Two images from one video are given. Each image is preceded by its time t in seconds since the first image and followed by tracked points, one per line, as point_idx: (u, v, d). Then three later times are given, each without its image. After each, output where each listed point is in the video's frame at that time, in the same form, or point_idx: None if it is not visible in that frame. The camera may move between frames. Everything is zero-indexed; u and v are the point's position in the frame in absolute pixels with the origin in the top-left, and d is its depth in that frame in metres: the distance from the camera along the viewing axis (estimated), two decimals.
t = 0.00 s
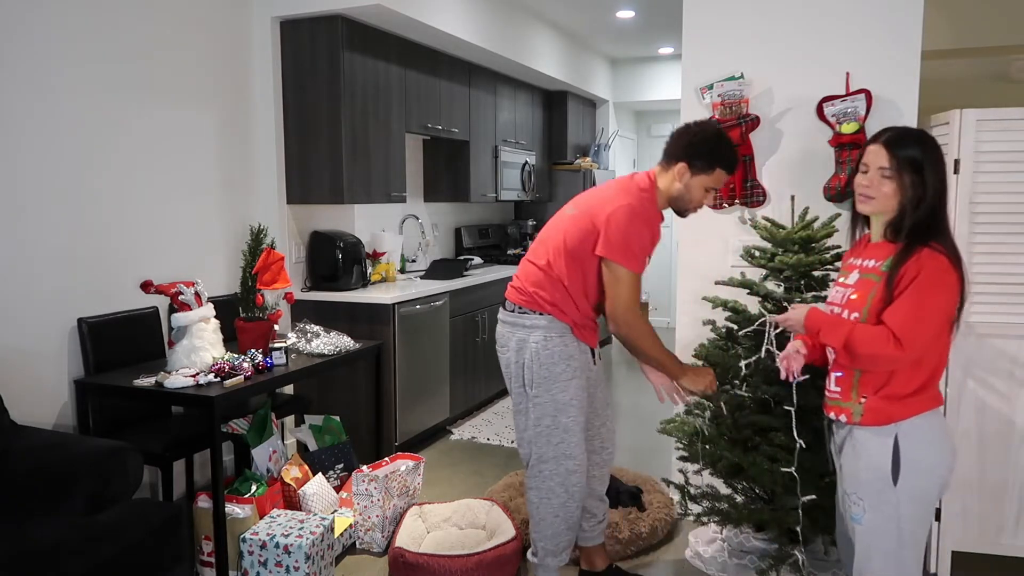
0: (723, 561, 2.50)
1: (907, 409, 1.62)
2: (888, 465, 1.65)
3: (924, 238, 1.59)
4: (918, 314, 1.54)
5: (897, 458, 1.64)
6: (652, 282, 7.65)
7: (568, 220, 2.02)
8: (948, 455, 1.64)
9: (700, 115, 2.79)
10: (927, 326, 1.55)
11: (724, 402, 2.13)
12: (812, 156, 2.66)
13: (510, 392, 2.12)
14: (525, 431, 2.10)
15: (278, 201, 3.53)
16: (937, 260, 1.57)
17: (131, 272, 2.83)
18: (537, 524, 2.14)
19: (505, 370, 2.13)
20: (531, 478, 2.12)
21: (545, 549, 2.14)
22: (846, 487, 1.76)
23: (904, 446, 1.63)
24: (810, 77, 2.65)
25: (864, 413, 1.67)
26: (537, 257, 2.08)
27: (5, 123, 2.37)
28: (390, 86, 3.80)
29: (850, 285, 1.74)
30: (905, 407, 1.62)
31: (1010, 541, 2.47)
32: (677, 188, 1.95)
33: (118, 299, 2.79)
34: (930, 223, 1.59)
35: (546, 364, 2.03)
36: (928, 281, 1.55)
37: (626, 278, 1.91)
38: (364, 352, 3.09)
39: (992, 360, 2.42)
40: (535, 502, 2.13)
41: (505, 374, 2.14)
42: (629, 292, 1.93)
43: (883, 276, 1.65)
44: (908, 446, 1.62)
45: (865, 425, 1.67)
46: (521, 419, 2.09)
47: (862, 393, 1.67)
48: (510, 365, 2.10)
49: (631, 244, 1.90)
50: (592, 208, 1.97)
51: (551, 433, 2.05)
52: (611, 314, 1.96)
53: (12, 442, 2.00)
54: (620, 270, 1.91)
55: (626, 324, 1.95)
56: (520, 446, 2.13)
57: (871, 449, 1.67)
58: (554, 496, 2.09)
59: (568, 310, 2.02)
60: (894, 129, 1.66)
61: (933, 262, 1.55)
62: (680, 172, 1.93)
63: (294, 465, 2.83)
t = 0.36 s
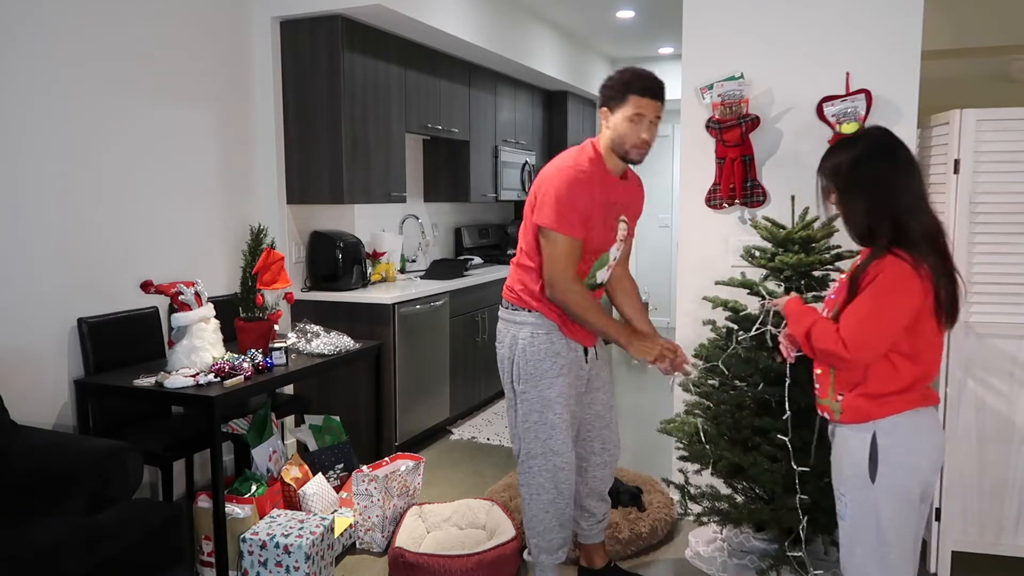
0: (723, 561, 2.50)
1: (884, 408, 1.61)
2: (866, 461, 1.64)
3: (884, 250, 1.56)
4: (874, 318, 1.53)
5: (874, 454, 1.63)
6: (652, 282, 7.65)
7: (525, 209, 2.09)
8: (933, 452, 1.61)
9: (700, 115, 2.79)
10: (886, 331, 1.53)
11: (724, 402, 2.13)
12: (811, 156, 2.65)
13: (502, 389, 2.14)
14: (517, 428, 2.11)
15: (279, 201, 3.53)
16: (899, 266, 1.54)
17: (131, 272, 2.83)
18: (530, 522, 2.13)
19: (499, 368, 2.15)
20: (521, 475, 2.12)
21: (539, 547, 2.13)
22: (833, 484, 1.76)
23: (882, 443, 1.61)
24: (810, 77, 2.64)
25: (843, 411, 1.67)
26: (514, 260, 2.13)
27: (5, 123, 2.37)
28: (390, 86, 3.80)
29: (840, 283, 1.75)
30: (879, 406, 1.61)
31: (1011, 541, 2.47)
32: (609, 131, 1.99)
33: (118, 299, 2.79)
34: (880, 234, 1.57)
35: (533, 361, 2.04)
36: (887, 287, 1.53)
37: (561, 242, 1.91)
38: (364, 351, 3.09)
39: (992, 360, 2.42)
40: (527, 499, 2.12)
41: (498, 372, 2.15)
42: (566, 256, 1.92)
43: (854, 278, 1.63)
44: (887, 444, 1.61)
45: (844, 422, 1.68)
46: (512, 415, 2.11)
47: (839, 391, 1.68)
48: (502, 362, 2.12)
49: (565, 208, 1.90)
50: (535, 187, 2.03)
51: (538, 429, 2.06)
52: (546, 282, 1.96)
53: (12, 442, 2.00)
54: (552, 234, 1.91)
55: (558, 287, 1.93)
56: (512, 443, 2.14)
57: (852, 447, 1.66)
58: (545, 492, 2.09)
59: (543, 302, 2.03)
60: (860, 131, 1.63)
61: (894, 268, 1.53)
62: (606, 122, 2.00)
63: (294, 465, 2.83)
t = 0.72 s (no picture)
0: (723, 561, 2.50)
1: (866, 407, 1.60)
2: (849, 460, 1.64)
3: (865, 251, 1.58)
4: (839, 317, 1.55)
5: (856, 453, 1.63)
6: (652, 282, 7.65)
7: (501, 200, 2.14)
8: (920, 456, 1.57)
9: (701, 115, 2.79)
10: (854, 333, 1.53)
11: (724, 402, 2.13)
12: (811, 155, 2.66)
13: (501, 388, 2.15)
14: (516, 427, 2.11)
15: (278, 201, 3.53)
16: (867, 267, 1.54)
17: (131, 272, 2.83)
18: (525, 521, 2.14)
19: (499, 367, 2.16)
20: (519, 474, 2.12)
21: (535, 546, 2.13)
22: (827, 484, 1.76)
23: (864, 442, 1.61)
24: (810, 76, 2.64)
25: (830, 409, 1.68)
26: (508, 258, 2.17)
27: (6, 123, 2.37)
28: (389, 86, 3.80)
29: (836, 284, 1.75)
30: (859, 405, 1.61)
31: (1011, 541, 2.47)
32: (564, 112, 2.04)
33: (118, 299, 2.79)
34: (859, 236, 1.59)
35: (533, 361, 2.05)
36: (854, 289, 1.53)
37: (506, 220, 1.94)
38: (364, 351, 3.09)
39: (992, 360, 2.42)
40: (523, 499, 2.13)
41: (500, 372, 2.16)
42: (512, 233, 1.95)
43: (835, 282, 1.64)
44: (868, 443, 1.60)
45: (832, 421, 1.68)
46: (511, 415, 2.12)
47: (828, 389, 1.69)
48: (503, 361, 2.13)
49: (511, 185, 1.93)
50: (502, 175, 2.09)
51: (536, 428, 2.06)
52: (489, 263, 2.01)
53: (12, 443, 2.01)
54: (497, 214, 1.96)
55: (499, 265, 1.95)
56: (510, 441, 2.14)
57: (838, 444, 1.67)
58: (541, 492, 2.09)
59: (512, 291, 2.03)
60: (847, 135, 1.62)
61: (861, 270, 1.54)
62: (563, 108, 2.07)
63: (295, 465, 2.83)
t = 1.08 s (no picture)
0: (723, 561, 2.50)
1: (873, 408, 1.59)
2: (854, 460, 1.64)
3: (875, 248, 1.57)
4: (857, 318, 1.54)
5: (862, 453, 1.62)
6: (652, 282, 7.65)
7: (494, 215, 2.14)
8: (924, 457, 1.57)
9: (700, 115, 2.79)
10: (869, 334, 1.52)
11: (724, 402, 2.13)
12: (811, 155, 2.66)
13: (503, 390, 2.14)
14: (517, 430, 2.10)
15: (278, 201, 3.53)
16: (883, 266, 1.54)
17: (131, 272, 2.83)
18: (526, 524, 2.13)
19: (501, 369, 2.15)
20: (520, 476, 2.12)
21: (535, 549, 2.13)
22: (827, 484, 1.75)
23: (870, 442, 1.60)
24: (810, 76, 2.64)
25: (834, 410, 1.68)
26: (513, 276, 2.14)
27: (6, 123, 2.37)
28: (389, 86, 3.80)
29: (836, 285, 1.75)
30: (866, 406, 1.60)
31: (1011, 541, 2.47)
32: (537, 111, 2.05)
33: (118, 299, 2.79)
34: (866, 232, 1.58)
35: (537, 365, 2.04)
36: (870, 289, 1.53)
37: (519, 232, 1.93)
38: (364, 351, 3.09)
39: (992, 360, 2.42)
40: (524, 502, 2.12)
41: (502, 374, 2.15)
42: (529, 243, 1.94)
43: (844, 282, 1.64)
44: (874, 443, 1.60)
45: (836, 421, 1.67)
46: (513, 418, 2.10)
47: (831, 390, 1.68)
48: (506, 363, 2.12)
49: (517, 198, 1.92)
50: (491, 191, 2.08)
51: (539, 432, 2.06)
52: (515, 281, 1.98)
53: (12, 443, 2.00)
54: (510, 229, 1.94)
55: (529, 280, 1.93)
56: (511, 444, 2.14)
57: (842, 445, 1.66)
58: (542, 495, 2.09)
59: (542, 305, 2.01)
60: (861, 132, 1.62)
61: (876, 269, 1.53)
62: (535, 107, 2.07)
63: (295, 465, 2.83)
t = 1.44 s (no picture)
0: (723, 561, 2.50)
1: (896, 410, 1.62)
2: (876, 465, 1.65)
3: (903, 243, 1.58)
4: (899, 320, 1.54)
5: (884, 457, 1.64)
6: (652, 282, 7.65)
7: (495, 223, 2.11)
8: (939, 456, 1.63)
9: (700, 115, 2.79)
10: (909, 333, 1.54)
11: (724, 402, 2.13)
12: (811, 156, 2.66)
13: (516, 391, 2.12)
14: (528, 431, 2.09)
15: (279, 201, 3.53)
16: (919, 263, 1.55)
17: (131, 272, 2.83)
18: (532, 524, 2.13)
19: (514, 369, 2.12)
20: (530, 477, 2.12)
21: (540, 548, 2.13)
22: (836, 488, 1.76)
23: (893, 446, 1.63)
24: (810, 77, 2.65)
25: (853, 414, 1.67)
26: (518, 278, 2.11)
27: (5, 123, 2.37)
28: (390, 86, 3.80)
29: (841, 287, 1.74)
30: (890, 408, 1.62)
31: (1011, 541, 2.47)
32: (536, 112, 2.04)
33: (118, 299, 2.79)
34: (892, 225, 1.59)
35: (558, 368, 2.04)
36: (910, 287, 1.54)
37: (534, 232, 1.91)
38: (364, 352, 3.09)
39: (992, 359, 2.42)
40: (533, 503, 2.12)
41: (513, 375, 2.13)
42: (543, 244, 1.92)
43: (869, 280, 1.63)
44: (897, 446, 1.63)
45: (855, 425, 1.68)
46: (528, 420, 2.09)
47: (850, 395, 1.67)
48: (518, 364, 2.09)
49: (530, 198, 1.91)
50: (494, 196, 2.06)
51: (557, 434, 2.06)
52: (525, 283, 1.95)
53: (12, 443, 2.00)
54: (523, 229, 1.91)
55: (543, 281, 1.91)
56: (522, 444, 2.12)
57: (861, 450, 1.67)
58: (553, 495, 2.09)
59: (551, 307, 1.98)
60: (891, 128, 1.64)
61: (914, 267, 1.54)
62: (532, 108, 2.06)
63: (294, 465, 2.83)
